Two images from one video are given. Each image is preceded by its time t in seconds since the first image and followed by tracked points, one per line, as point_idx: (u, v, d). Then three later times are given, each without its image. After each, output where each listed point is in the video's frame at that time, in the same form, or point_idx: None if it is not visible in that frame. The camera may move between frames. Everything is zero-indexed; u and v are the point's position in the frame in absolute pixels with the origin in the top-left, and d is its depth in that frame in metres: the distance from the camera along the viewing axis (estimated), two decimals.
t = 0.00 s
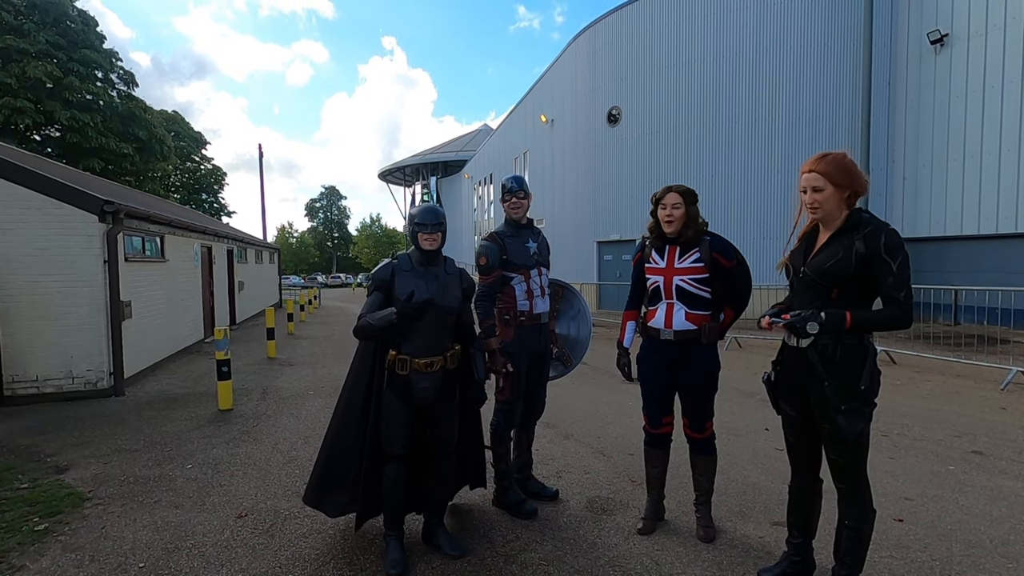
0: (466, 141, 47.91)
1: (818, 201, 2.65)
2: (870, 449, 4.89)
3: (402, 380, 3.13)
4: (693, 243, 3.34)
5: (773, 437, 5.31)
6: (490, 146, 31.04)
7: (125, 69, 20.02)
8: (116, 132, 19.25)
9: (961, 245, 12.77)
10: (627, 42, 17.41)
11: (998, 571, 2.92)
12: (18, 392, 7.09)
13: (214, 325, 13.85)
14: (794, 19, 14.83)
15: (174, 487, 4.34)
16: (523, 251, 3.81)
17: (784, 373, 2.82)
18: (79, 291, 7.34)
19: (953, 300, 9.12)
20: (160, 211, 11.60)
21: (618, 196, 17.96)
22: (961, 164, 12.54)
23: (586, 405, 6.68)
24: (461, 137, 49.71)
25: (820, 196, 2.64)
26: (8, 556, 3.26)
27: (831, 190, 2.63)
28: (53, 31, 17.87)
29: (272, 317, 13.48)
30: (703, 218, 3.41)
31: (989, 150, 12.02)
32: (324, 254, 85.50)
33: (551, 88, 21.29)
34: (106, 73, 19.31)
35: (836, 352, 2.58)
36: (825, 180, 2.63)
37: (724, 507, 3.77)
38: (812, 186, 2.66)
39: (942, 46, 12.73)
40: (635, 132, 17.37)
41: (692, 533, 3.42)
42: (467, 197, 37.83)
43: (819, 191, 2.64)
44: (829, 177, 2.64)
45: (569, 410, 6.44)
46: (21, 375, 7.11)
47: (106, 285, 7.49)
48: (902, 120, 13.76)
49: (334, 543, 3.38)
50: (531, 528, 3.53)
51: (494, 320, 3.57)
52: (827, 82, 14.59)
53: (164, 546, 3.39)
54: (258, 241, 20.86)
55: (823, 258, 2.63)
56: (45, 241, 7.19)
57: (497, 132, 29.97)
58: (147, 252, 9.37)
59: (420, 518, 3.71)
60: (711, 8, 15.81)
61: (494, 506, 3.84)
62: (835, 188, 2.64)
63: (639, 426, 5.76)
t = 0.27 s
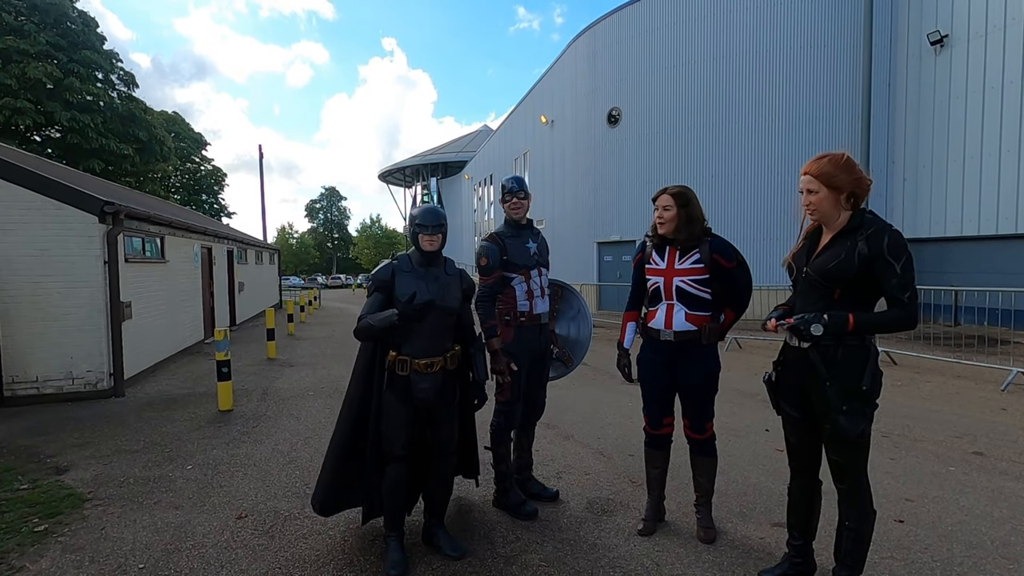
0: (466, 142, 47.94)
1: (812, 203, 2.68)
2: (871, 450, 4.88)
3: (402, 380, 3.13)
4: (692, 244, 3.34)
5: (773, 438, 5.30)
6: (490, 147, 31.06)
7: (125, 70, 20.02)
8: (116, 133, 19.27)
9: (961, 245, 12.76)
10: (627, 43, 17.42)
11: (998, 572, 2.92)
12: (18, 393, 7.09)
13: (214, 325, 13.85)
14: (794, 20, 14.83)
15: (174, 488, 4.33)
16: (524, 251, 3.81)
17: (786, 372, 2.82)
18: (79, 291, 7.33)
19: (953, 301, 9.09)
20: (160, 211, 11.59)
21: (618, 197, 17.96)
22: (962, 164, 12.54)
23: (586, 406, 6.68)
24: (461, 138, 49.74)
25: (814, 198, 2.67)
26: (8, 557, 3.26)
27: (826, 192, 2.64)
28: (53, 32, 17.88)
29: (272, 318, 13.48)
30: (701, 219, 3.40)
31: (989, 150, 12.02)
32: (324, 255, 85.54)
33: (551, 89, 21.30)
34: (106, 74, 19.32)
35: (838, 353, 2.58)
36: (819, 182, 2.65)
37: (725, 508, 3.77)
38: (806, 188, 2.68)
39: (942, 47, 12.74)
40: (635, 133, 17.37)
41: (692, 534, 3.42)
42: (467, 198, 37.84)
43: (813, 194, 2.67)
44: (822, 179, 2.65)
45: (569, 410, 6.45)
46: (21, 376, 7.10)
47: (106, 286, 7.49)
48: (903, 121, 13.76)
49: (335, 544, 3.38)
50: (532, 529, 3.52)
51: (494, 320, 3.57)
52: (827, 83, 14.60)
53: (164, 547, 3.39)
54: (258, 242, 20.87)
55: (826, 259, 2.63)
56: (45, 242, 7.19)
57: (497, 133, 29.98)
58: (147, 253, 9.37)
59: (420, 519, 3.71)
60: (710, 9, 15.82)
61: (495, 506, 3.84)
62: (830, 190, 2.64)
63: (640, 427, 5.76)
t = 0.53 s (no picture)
0: (466, 142, 47.97)
1: (813, 204, 2.67)
2: (871, 451, 4.88)
3: (402, 381, 3.12)
4: (692, 245, 3.34)
5: (773, 439, 5.30)
6: (490, 147, 31.07)
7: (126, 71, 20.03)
8: (116, 134, 19.28)
9: (962, 246, 12.76)
10: (627, 44, 17.43)
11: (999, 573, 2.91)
12: (18, 394, 7.08)
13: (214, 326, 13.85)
14: (794, 20, 14.83)
15: (174, 488, 4.33)
16: (524, 251, 3.80)
17: (786, 373, 2.81)
18: (80, 292, 7.33)
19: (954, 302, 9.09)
20: (161, 212, 11.60)
21: (618, 198, 17.97)
22: (962, 165, 12.53)
23: (586, 407, 6.68)
24: (461, 139, 49.76)
25: (814, 199, 2.67)
26: (8, 558, 3.25)
27: (827, 193, 2.64)
28: (54, 33, 17.89)
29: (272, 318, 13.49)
30: (702, 220, 3.40)
31: (990, 151, 12.02)
32: (324, 255, 85.59)
33: (551, 90, 21.30)
34: (107, 75, 19.32)
35: (840, 354, 2.58)
36: (821, 183, 2.64)
37: (725, 509, 3.76)
38: (806, 189, 2.69)
39: (942, 47, 12.74)
40: (635, 134, 17.37)
41: (693, 535, 3.42)
42: (467, 199, 37.85)
43: (813, 195, 2.67)
44: (823, 180, 2.64)
45: (569, 411, 6.45)
46: (21, 376, 7.10)
47: (107, 287, 7.49)
48: (902, 122, 13.76)
49: (334, 545, 3.37)
50: (532, 529, 3.52)
51: (495, 321, 3.57)
52: (827, 84, 14.60)
53: (164, 548, 3.38)
54: (258, 242, 20.88)
55: (828, 259, 2.63)
56: (45, 243, 7.19)
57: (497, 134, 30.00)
58: (148, 254, 9.37)
59: (420, 519, 3.70)
60: (710, 9, 15.83)
61: (495, 508, 3.83)
62: (831, 191, 2.64)
63: (640, 428, 5.75)
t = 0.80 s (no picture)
0: (467, 142, 47.96)
1: (815, 201, 2.67)
2: (873, 450, 4.87)
3: (404, 379, 3.12)
4: (694, 244, 3.33)
5: (775, 438, 5.29)
6: (491, 147, 31.06)
7: (127, 71, 20.04)
8: (118, 134, 19.31)
9: (964, 245, 12.73)
10: (629, 44, 17.40)
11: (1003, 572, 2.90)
12: (19, 393, 7.09)
13: (215, 325, 13.86)
14: (796, 19, 14.80)
15: (175, 487, 4.33)
16: (526, 250, 3.80)
17: (789, 372, 2.80)
18: (81, 291, 7.34)
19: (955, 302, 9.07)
20: (162, 212, 11.60)
21: (619, 197, 17.96)
22: (964, 165, 12.50)
23: (587, 406, 6.67)
24: (463, 139, 49.76)
25: (816, 197, 2.66)
26: (9, 556, 3.26)
27: (829, 190, 2.63)
28: (55, 32, 17.90)
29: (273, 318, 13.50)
30: (704, 219, 3.39)
31: (992, 151, 11.99)
32: (325, 255, 85.64)
33: (552, 89, 21.28)
34: (109, 74, 19.33)
35: (843, 352, 2.57)
36: (823, 181, 2.64)
37: (728, 508, 3.75)
38: (808, 187, 2.68)
39: (943, 47, 12.71)
40: (636, 133, 17.36)
41: (694, 534, 3.41)
42: (468, 199, 37.84)
43: (815, 192, 2.66)
44: (825, 178, 2.63)
45: (571, 410, 6.44)
46: (22, 375, 7.11)
47: (108, 286, 7.49)
48: (904, 122, 13.73)
49: (335, 544, 3.37)
50: (533, 528, 3.52)
51: (497, 319, 3.57)
52: (829, 83, 14.57)
53: (165, 546, 3.38)
54: (259, 242, 20.89)
55: (830, 257, 2.63)
56: (46, 242, 7.20)
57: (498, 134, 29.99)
58: (149, 253, 9.38)
59: (421, 518, 3.70)
60: (712, 9, 15.80)
61: (496, 506, 3.83)
62: (834, 188, 2.63)
63: (641, 427, 5.75)
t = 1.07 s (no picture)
0: (470, 142, 47.98)
1: (818, 201, 2.65)
2: (877, 451, 4.86)
3: (407, 379, 3.13)
4: (697, 244, 3.33)
5: (779, 439, 5.27)
6: (494, 147, 31.07)
7: (131, 71, 20.09)
8: (121, 134, 19.35)
9: (968, 246, 12.70)
10: (631, 44, 17.39)
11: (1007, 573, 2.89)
12: (24, 392, 7.12)
13: (218, 325, 13.89)
14: (799, 19, 14.77)
15: (178, 486, 4.35)
16: (529, 250, 3.79)
17: (790, 373, 2.81)
18: (85, 291, 7.36)
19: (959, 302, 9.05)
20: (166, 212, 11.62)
21: (621, 198, 17.96)
22: (967, 165, 12.48)
23: (590, 406, 6.67)
24: (465, 139, 49.79)
25: (819, 196, 2.64)
26: (13, 555, 3.27)
27: (832, 190, 2.62)
28: (59, 33, 17.95)
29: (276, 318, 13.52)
30: (708, 219, 3.38)
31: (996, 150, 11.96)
32: (328, 256, 85.74)
33: (555, 89, 21.28)
34: (112, 75, 19.37)
35: (848, 351, 2.56)
36: (826, 180, 2.62)
37: (731, 509, 3.75)
38: (811, 187, 2.66)
39: (947, 46, 12.67)
40: (638, 134, 17.36)
41: (698, 534, 3.41)
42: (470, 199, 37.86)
43: (818, 192, 2.64)
44: (828, 178, 2.62)
45: (573, 410, 6.44)
46: (26, 374, 7.14)
47: (112, 286, 7.51)
48: (907, 122, 13.69)
49: (339, 543, 3.37)
50: (536, 528, 3.51)
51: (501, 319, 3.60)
52: (832, 83, 14.54)
53: (169, 545, 3.39)
54: (262, 242, 20.92)
55: (832, 257, 2.62)
56: (51, 242, 7.22)
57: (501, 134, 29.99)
58: (152, 253, 9.40)
59: (424, 518, 3.70)
60: (714, 8, 15.78)
61: (499, 506, 3.83)
62: (837, 188, 2.62)
63: (643, 427, 5.75)
